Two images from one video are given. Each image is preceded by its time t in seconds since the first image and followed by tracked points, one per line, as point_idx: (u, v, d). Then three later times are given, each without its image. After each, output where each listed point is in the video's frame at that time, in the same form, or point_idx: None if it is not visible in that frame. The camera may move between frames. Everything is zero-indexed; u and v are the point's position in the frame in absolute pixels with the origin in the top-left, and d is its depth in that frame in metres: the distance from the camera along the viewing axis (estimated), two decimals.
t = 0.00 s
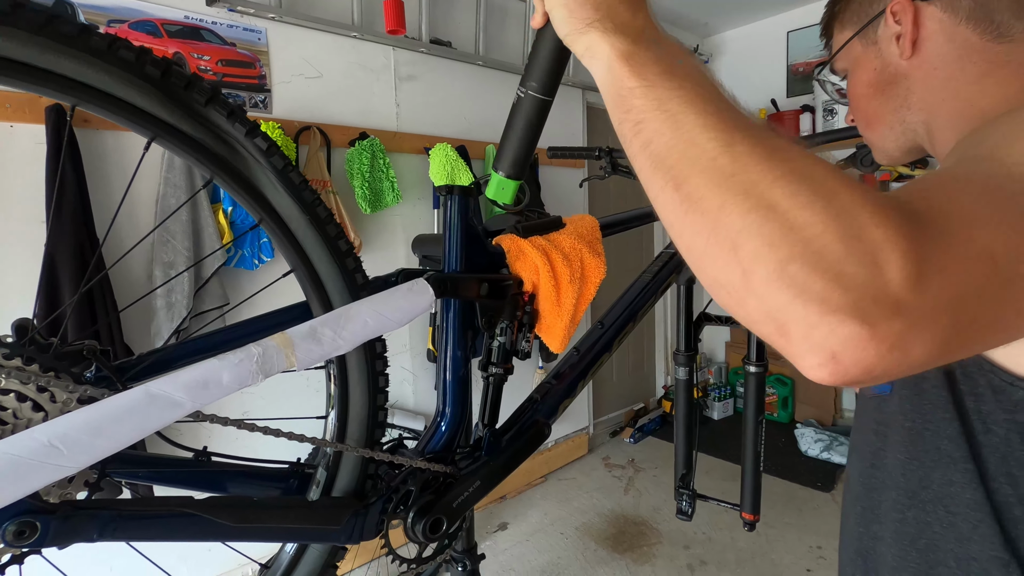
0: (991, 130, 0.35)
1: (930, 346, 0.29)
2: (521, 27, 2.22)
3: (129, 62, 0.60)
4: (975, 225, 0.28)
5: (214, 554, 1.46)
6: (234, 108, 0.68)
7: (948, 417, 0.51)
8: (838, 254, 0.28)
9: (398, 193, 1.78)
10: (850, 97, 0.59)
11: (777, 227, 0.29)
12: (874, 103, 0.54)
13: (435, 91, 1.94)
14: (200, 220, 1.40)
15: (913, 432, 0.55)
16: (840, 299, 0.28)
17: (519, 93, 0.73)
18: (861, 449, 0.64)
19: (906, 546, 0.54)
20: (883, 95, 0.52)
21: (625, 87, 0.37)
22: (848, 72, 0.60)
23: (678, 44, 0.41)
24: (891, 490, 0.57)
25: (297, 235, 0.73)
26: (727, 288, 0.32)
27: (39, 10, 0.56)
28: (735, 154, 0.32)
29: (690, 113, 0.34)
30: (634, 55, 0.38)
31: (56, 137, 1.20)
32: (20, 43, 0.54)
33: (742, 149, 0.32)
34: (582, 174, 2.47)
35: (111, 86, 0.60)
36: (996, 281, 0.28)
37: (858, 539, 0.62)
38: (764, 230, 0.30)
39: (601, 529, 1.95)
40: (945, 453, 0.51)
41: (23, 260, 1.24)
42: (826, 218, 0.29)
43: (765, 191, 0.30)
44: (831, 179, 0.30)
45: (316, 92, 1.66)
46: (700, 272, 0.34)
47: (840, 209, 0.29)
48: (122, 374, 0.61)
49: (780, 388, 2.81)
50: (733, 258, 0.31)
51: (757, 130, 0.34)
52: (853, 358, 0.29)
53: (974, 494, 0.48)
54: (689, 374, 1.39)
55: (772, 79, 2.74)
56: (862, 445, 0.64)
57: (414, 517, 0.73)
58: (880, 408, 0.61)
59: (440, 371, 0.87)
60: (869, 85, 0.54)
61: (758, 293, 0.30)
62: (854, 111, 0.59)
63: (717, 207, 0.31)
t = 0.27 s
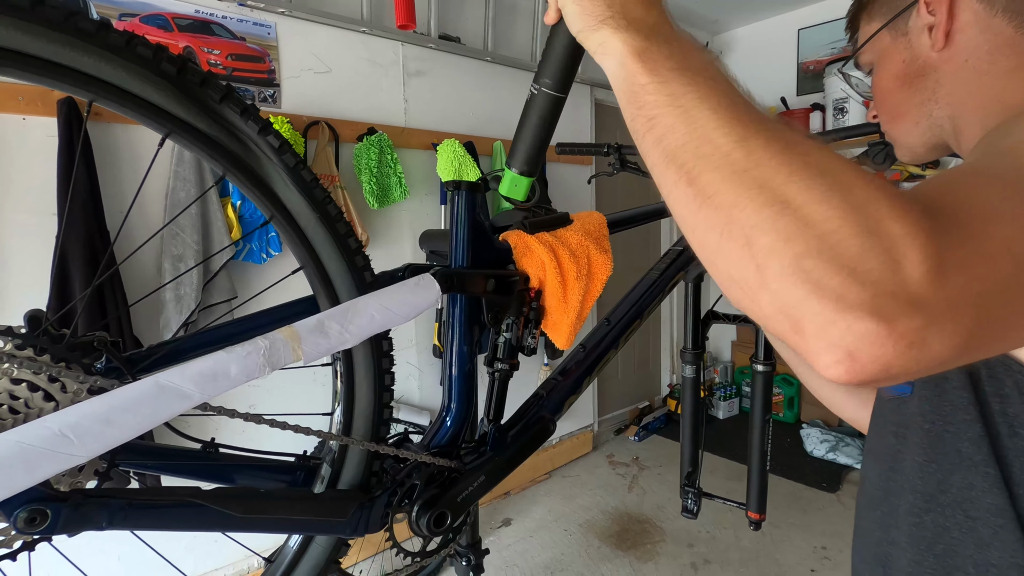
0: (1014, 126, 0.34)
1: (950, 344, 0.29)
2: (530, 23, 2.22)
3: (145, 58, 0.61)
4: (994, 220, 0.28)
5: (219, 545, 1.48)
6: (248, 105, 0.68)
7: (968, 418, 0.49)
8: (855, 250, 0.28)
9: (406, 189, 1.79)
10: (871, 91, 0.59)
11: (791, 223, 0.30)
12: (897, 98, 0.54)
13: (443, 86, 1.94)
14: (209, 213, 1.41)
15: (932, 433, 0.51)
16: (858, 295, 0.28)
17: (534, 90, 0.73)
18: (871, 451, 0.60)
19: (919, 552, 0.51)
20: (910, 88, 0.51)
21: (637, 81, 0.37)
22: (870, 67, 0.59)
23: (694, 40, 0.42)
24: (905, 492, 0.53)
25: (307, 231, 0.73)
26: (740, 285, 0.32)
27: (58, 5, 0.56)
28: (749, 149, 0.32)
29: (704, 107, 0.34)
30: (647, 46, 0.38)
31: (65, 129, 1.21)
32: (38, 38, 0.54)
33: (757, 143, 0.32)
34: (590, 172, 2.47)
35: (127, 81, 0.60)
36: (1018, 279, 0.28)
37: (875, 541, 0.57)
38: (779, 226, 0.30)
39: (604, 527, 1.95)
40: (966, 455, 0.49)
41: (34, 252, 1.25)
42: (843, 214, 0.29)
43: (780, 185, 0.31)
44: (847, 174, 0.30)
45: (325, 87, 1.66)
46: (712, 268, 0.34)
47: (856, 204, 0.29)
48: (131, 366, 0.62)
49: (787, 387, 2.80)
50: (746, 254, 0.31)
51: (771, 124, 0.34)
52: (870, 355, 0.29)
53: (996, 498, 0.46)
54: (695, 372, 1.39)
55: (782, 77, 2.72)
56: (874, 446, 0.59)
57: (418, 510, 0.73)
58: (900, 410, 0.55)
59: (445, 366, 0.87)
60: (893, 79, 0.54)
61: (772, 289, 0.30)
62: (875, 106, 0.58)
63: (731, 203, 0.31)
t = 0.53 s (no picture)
0: None
1: (972, 334, 0.29)
2: (535, 20, 2.22)
3: (161, 53, 0.61)
4: (1012, 210, 0.29)
5: (226, 539, 1.49)
6: (262, 101, 0.69)
7: (992, 417, 0.48)
8: (874, 239, 0.29)
9: (411, 185, 1.79)
10: (886, 82, 0.59)
11: (806, 213, 0.30)
12: (913, 90, 0.54)
13: (448, 83, 1.95)
14: (216, 209, 1.42)
15: (953, 433, 0.50)
16: (879, 284, 0.28)
17: (541, 86, 0.73)
18: (887, 451, 0.59)
19: (943, 555, 0.51)
20: (928, 80, 0.52)
21: (644, 77, 0.38)
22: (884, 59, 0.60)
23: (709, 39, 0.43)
24: (928, 495, 0.53)
25: (319, 227, 0.74)
26: (756, 276, 0.33)
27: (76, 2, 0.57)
28: (760, 139, 0.32)
29: (712, 99, 0.35)
30: (652, 42, 0.39)
31: (75, 125, 1.21)
32: (56, 33, 0.55)
33: (768, 133, 0.32)
34: (595, 169, 2.47)
35: (143, 77, 0.61)
36: None
37: (886, 543, 0.59)
38: (794, 215, 0.30)
39: (608, 523, 1.96)
40: (989, 456, 0.48)
41: (44, 247, 1.26)
42: (860, 202, 0.29)
43: (794, 175, 0.31)
44: (864, 164, 0.31)
45: (331, 84, 1.67)
46: (725, 260, 0.34)
47: (874, 194, 0.29)
48: (145, 357, 0.62)
49: (791, 386, 2.80)
50: (761, 244, 0.31)
51: (783, 115, 0.34)
52: (893, 344, 0.29)
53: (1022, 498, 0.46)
54: (701, 369, 1.39)
55: (787, 74, 2.71)
56: (888, 448, 0.59)
57: (427, 504, 0.75)
58: (918, 410, 0.54)
59: (454, 362, 0.88)
60: (909, 71, 0.54)
61: (789, 280, 0.31)
62: (891, 98, 0.59)
63: (746, 195, 0.32)
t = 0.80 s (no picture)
0: None
1: (971, 325, 0.28)
2: (536, 20, 2.22)
3: (161, 59, 0.62)
4: (1009, 199, 0.28)
5: (228, 539, 1.49)
6: (261, 105, 0.69)
7: (991, 415, 0.47)
8: (867, 228, 0.28)
9: (412, 186, 1.79)
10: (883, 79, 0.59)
11: (797, 203, 0.30)
12: (910, 88, 0.54)
13: (449, 83, 1.95)
14: (217, 210, 1.42)
15: (953, 431, 0.50)
16: (872, 273, 0.28)
17: (531, 83, 0.73)
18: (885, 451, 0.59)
19: (942, 554, 0.50)
20: (925, 78, 0.52)
21: (635, 71, 0.38)
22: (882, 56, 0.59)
23: (702, 33, 0.43)
24: (926, 494, 0.52)
25: (318, 230, 0.74)
26: (748, 268, 0.32)
27: (75, 9, 0.57)
28: (751, 131, 0.32)
29: (704, 92, 0.35)
30: (645, 37, 0.39)
31: (77, 128, 1.22)
32: (56, 40, 0.55)
33: (759, 124, 0.33)
34: (596, 169, 2.47)
35: (142, 82, 0.61)
36: None
37: (888, 544, 0.57)
38: (786, 206, 0.30)
39: (610, 523, 1.96)
40: (989, 454, 0.47)
41: (47, 250, 1.27)
42: (852, 192, 0.29)
43: (786, 165, 0.31)
44: (857, 154, 0.31)
45: (332, 84, 1.67)
46: (718, 253, 0.34)
47: (866, 182, 0.29)
48: (146, 360, 0.63)
49: (793, 385, 2.79)
50: (753, 236, 0.31)
51: (775, 108, 0.34)
52: (887, 335, 0.28)
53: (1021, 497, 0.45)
54: (702, 368, 1.39)
55: (789, 74, 2.71)
56: (887, 446, 0.57)
57: (428, 503, 0.75)
58: (916, 408, 0.53)
59: (454, 362, 0.88)
60: (908, 69, 0.54)
61: (782, 271, 0.31)
62: (888, 94, 0.58)
63: (737, 187, 0.32)
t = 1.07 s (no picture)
0: None
1: (973, 322, 0.28)
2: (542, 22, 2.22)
3: (173, 61, 0.62)
4: (1011, 197, 0.28)
5: (237, 539, 1.49)
6: (272, 107, 0.69)
7: (995, 416, 0.47)
8: (870, 225, 0.28)
9: (418, 188, 1.80)
10: (894, 78, 0.58)
11: (802, 199, 0.30)
12: (915, 91, 0.54)
13: (455, 85, 1.95)
14: (226, 212, 1.43)
15: (957, 432, 0.49)
16: (877, 269, 0.28)
17: (530, 84, 0.73)
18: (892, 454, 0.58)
19: (948, 557, 0.50)
20: (931, 79, 0.52)
21: (638, 70, 0.38)
22: (892, 57, 0.58)
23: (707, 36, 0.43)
24: (930, 495, 0.51)
25: (328, 229, 0.74)
26: (751, 265, 0.32)
27: (89, 12, 0.57)
28: (754, 128, 0.32)
29: (706, 90, 0.35)
30: (646, 36, 0.39)
31: (88, 130, 1.23)
32: (69, 43, 0.56)
33: (762, 122, 0.32)
34: (602, 170, 2.47)
35: (155, 84, 0.61)
36: None
37: (895, 549, 0.55)
38: (789, 202, 0.30)
39: (616, 525, 1.96)
40: (995, 456, 0.47)
41: (58, 252, 1.28)
42: (856, 188, 0.29)
43: (788, 162, 0.31)
44: (859, 150, 0.30)
45: (339, 87, 1.67)
46: (721, 251, 0.34)
47: (870, 180, 0.29)
48: (162, 363, 0.63)
49: (800, 387, 2.77)
50: (756, 232, 0.31)
51: (777, 105, 0.34)
52: (890, 331, 0.28)
53: None
54: (710, 369, 1.39)
55: (795, 75, 2.70)
56: (893, 450, 0.56)
57: (441, 505, 0.75)
58: (921, 410, 0.52)
59: (466, 363, 0.88)
60: (915, 71, 0.54)
61: (785, 268, 0.30)
62: (897, 93, 0.58)
63: (739, 184, 0.32)
